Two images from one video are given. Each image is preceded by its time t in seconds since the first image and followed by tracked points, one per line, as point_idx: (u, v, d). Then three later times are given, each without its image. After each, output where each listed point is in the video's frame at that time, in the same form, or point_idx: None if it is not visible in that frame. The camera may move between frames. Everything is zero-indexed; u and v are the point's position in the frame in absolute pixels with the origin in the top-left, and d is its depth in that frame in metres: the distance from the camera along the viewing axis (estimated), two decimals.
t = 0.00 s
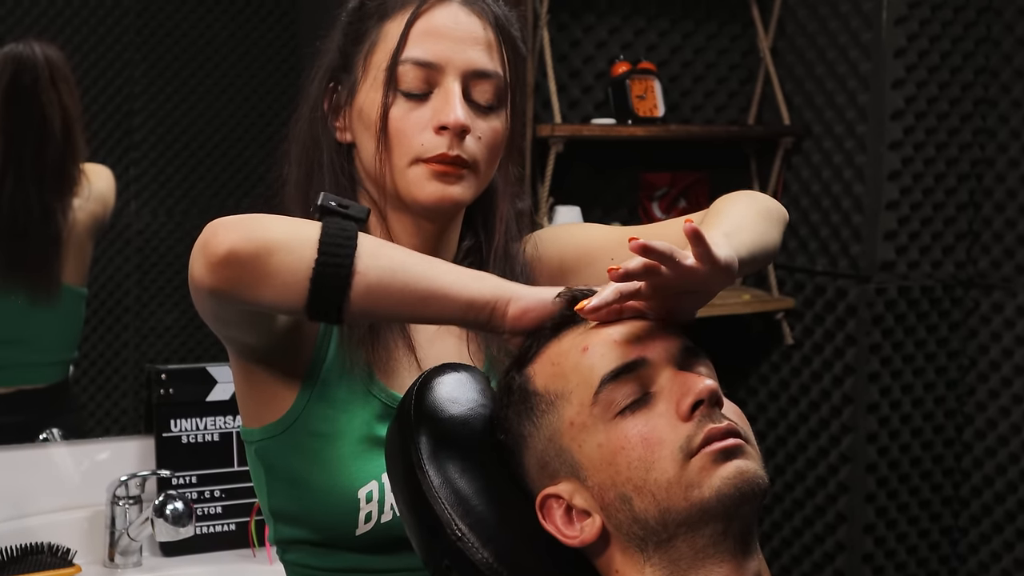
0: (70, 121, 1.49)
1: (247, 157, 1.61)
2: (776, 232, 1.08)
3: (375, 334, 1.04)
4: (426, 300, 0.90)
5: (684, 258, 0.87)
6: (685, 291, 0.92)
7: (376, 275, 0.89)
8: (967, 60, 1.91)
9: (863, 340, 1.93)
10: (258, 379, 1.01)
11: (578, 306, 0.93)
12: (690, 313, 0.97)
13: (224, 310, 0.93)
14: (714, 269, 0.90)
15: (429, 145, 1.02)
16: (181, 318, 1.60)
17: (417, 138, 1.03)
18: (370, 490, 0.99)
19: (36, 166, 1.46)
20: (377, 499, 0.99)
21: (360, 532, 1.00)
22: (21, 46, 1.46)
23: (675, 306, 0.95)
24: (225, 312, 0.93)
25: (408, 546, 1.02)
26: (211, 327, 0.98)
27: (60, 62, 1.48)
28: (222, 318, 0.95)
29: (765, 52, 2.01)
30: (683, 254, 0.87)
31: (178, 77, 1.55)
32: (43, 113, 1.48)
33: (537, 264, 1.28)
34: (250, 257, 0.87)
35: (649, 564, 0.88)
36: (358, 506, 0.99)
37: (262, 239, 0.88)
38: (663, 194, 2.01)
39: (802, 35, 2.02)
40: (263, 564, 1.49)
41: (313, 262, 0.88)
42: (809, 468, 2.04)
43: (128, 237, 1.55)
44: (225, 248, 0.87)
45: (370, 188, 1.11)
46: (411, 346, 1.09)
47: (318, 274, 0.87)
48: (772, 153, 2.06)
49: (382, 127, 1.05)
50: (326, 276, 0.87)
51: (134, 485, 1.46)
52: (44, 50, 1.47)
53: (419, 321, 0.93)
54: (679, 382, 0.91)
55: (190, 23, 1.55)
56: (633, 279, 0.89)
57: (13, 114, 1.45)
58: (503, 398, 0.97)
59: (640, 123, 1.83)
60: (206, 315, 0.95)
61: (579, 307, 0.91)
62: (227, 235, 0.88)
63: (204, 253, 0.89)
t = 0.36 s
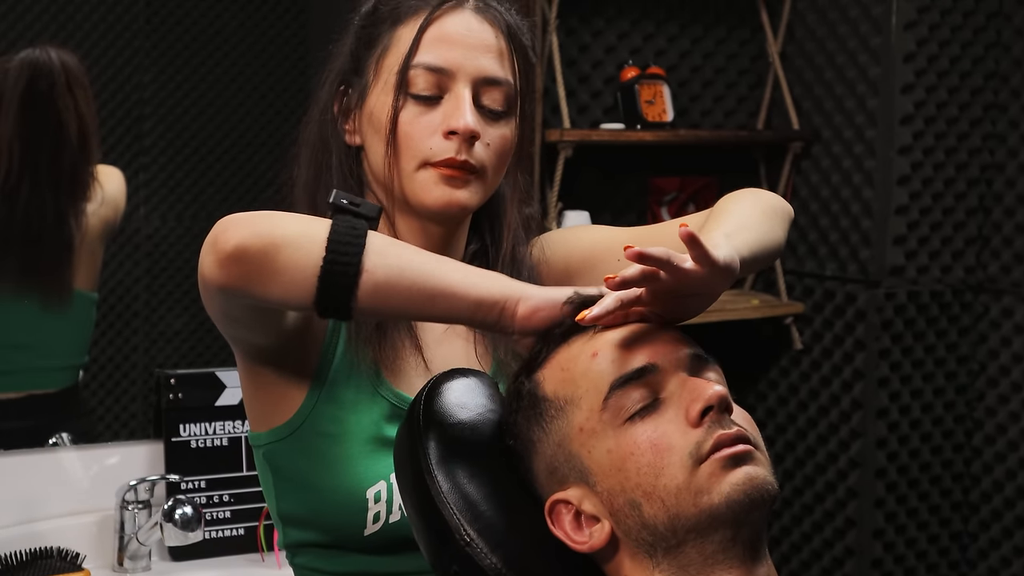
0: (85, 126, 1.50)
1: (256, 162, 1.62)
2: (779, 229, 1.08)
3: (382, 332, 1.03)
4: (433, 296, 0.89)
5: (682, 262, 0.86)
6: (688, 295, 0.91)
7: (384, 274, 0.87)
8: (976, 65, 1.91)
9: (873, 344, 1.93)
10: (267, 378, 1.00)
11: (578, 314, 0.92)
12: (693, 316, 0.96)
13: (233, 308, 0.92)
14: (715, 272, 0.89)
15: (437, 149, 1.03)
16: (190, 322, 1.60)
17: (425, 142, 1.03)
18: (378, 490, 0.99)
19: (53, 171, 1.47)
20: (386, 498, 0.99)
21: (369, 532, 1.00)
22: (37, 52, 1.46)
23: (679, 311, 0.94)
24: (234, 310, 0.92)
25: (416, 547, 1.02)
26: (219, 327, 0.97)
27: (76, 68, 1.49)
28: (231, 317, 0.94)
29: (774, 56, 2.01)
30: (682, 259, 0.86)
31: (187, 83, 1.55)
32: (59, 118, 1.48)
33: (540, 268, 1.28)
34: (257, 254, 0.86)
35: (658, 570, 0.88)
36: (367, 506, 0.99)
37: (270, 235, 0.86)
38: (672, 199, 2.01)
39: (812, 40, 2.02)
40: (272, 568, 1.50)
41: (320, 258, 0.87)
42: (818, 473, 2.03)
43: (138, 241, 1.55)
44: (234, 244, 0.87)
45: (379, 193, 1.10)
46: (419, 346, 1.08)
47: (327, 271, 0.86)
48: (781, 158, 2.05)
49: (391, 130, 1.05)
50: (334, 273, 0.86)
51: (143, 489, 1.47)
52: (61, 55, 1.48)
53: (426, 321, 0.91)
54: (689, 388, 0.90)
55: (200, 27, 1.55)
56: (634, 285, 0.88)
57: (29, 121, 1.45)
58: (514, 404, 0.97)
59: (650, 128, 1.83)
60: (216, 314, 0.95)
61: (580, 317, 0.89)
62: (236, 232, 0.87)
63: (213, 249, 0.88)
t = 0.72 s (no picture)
0: (90, 131, 1.51)
1: (261, 165, 1.62)
2: (785, 237, 1.08)
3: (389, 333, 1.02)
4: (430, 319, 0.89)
5: (673, 268, 0.86)
6: (682, 300, 0.91)
7: (387, 284, 0.88)
8: (982, 68, 1.91)
9: (878, 348, 1.92)
10: (271, 378, 1.00)
11: (569, 317, 0.92)
12: (689, 321, 0.96)
13: (237, 303, 0.92)
14: (708, 280, 0.89)
15: (444, 146, 1.03)
16: (194, 326, 1.59)
17: (432, 140, 1.03)
18: (385, 492, 0.99)
19: (56, 180, 1.49)
20: (392, 501, 0.99)
21: (376, 534, 1.00)
22: (42, 57, 1.47)
23: (676, 314, 0.94)
24: (238, 304, 0.92)
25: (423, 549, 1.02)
26: (222, 322, 0.97)
27: (82, 72, 1.50)
28: (235, 311, 0.94)
29: (778, 59, 2.01)
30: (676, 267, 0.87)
31: (192, 85, 1.56)
32: (64, 126, 1.49)
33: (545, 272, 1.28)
34: (267, 247, 0.86)
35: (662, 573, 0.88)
36: (374, 507, 0.99)
37: (278, 230, 0.87)
38: (676, 203, 2.01)
39: (816, 43, 2.01)
40: (276, 572, 1.50)
41: (326, 260, 0.87)
42: (823, 476, 2.03)
43: (142, 245, 1.55)
44: (243, 234, 0.86)
45: (387, 199, 1.11)
46: (425, 348, 1.08)
47: (332, 275, 0.86)
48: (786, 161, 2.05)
49: (397, 130, 1.05)
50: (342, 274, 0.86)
51: (148, 493, 1.47)
52: (66, 60, 1.49)
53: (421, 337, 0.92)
54: (690, 390, 0.90)
55: (204, 30, 1.55)
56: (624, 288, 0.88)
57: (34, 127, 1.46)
58: (515, 407, 0.97)
59: (654, 131, 1.83)
60: (219, 307, 0.95)
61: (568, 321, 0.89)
62: (244, 223, 0.87)
63: (221, 240, 0.88)
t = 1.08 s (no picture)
0: (91, 135, 1.51)
1: (263, 168, 1.62)
2: (787, 242, 1.08)
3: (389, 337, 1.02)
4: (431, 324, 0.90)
5: (683, 273, 0.86)
6: (690, 307, 0.91)
7: (390, 288, 0.88)
8: (984, 71, 1.91)
9: (879, 351, 1.92)
10: (271, 381, 1.00)
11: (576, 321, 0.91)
12: (695, 325, 0.95)
13: (240, 304, 0.91)
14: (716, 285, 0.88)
15: (447, 150, 1.03)
16: (196, 328, 1.59)
17: (435, 143, 1.03)
18: (386, 494, 0.99)
19: (57, 184, 1.49)
20: (393, 504, 0.99)
21: (377, 536, 1.00)
22: (44, 59, 1.47)
23: (681, 320, 0.94)
24: (241, 305, 0.92)
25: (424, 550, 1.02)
26: (223, 321, 0.97)
27: (84, 75, 1.50)
28: (237, 311, 0.93)
29: (780, 62, 2.01)
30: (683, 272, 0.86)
31: (195, 87, 1.56)
32: (65, 128, 1.49)
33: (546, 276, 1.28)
34: (271, 249, 0.86)
35: None
36: (375, 510, 0.99)
37: (282, 232, 0.86)
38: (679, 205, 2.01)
39: (818, 46, 2.02)
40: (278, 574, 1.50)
41: (330, 262, 0.87)
42: (824, 479, 2.03)
43: (144, 248, 1.56)
44: (248, 235, 0.86)
45: (387, 198, 1.11)
46: (426, 351, 1.08)
47: (335, 277, 0.86)
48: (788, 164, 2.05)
49: (400, 133, 1.05)
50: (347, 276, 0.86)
51: (150, 495, 1.47)
52: (67, 63, 1.49)
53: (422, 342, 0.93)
54: (692, 393, 0.89)
55: (206, 32, 1.56)
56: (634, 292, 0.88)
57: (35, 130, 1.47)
58: (518, 409, 0.97)
59: (656, 134, 1.83)
60: (222, 306, 0.94)
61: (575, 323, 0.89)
62: (249, 223, 0.87)
63: (226, 240, 0.87)
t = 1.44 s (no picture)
0: (90, 137, 1.50)
1: (263, 169, 1.62)
2: (787, 243, 1.08)
3: (390, 341, 1.02)
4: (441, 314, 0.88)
5: (683, 273, 0.86)
6: (692, 306, 0.91)
7: (395, 281, 0.86)
8: (984, 73, 1.91)
9: (879, 352, 1.92)
10: (274, 383, 1.00)
11: (577, 322, 0.91)
12: (696, 326, 0.95)
13: (241, 303, 0.90)
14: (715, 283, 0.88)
15: (451, 155, 1.03)
16: (196, 330, 1.60)
17: (438, 148, 1.03)
18: (385, 497, 0.99)
19: (53, 185, 1.47)
20: (392, 506, 0.99)
21: (376, 538, 1.00)
22: (43, 60, 1.47)
23: (682, 320, 0.93)
24: (242, 305, 0.91)
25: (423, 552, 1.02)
26: (224, 324, 0.96)
27: (83, 77, 1.50)
28: (238, 312, 0.92)
29: (780, 64, 2.01)
30: (683, 270, 0.86)
31: (194, 89, 1.56)
32: (64, 129, 1.49)
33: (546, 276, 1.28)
34: (275, 246, 0.85)
35: None
36: (374, 512, 0.99)
37: (287, 231, 0.86)
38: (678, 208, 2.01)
39: (818, 48, 2.02)
40: None
41: (334, 259, 0.86)
42: (825, 480, 2.03)
43: (145, 250, 1.56)
44: (251, 234, 0.85)
45: (387, 199, 1.10)
46: (425, 354, 1.08)
47: (339, 272, 0.85)
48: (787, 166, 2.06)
49: (404, 137, 1.05)
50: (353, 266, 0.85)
51: (150, 497, 1.47)
52: (66, 64, 1.49)
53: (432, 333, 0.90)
54: (695, 395, 0.89)
55: (206, 34, 1.56)
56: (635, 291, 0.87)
57: (33, 130, 1.46)
58: (520, 411, 0.97)
59: (656, 136, 1.83)
60: (222, 308, 0.93)
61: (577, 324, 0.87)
62: (252, 222, 0.86)
63: (228, 239, 0.87)
